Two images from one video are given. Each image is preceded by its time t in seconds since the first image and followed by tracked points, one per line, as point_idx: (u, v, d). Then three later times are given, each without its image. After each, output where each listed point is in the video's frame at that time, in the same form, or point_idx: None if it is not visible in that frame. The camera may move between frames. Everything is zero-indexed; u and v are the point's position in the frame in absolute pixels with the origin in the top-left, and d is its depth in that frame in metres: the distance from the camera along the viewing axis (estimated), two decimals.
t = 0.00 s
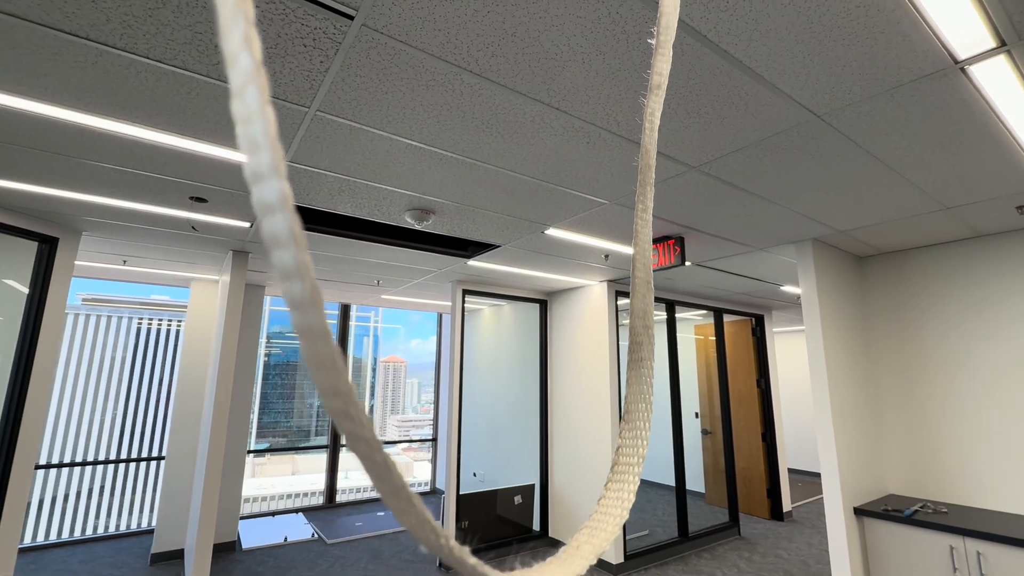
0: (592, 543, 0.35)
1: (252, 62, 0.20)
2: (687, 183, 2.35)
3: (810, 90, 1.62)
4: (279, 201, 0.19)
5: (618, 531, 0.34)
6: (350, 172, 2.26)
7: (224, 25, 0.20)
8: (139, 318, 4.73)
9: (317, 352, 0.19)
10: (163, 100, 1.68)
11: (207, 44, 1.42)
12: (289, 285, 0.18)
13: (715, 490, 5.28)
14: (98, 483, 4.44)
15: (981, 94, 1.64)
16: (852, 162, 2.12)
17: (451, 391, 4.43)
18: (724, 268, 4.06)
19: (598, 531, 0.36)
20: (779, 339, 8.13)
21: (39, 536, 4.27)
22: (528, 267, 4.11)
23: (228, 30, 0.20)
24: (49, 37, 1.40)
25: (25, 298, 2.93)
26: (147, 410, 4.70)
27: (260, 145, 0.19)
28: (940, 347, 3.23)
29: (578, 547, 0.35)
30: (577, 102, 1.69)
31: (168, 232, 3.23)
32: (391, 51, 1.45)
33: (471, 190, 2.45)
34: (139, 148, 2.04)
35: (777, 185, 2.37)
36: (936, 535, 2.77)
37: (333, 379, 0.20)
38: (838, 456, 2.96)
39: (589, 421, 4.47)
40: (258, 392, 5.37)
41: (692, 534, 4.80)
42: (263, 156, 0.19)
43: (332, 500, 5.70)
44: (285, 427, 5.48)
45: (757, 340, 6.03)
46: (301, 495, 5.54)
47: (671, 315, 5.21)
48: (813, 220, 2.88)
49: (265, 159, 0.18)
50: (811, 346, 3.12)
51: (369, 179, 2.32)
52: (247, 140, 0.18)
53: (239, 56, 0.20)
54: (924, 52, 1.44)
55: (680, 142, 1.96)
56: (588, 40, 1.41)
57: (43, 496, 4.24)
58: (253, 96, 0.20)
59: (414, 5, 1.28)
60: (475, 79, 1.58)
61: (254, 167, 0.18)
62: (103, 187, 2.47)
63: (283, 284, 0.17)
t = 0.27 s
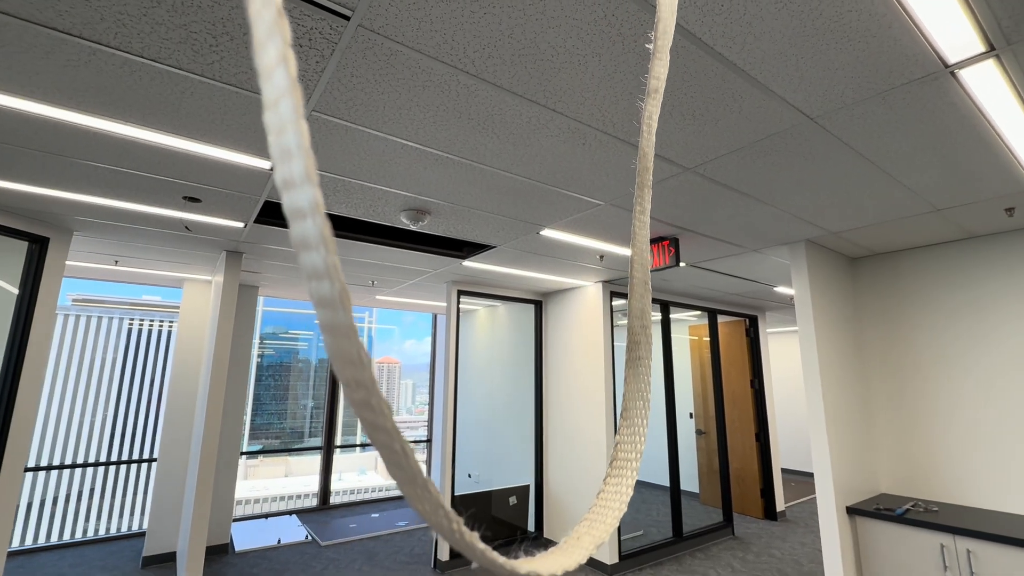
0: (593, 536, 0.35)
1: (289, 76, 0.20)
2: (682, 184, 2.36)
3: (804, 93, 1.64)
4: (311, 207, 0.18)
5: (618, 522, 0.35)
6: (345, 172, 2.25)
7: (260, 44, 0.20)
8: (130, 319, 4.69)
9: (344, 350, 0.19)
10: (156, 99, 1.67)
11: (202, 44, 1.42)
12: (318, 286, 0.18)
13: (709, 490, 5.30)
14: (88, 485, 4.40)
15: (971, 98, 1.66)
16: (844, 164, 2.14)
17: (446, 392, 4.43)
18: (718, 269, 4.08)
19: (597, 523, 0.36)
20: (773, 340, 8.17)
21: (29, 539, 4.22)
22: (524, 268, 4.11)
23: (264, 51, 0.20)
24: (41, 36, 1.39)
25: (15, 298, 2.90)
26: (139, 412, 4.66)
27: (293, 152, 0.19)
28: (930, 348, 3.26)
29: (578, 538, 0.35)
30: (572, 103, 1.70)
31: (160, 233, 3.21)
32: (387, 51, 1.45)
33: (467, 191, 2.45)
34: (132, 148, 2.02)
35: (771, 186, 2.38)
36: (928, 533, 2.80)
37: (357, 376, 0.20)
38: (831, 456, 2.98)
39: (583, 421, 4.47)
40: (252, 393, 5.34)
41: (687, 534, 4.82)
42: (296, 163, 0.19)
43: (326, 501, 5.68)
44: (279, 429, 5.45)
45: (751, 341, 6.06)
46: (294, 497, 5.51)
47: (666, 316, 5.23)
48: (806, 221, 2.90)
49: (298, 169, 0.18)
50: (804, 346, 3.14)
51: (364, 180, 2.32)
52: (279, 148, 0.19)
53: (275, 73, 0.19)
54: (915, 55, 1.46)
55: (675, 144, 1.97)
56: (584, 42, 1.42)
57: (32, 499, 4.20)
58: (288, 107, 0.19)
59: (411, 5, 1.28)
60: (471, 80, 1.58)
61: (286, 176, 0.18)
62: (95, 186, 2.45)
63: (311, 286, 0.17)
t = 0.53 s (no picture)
0: (592, 533, 0.36)
1: (307, 96, 0.20)
2: (677, 186, 2.37)
3: (797, 96, 1.65)
4: (328, 220, 0.19)
5: (617, 520, 0.35)
6: (341, 173, 2.25)
7: (280, 65, 0.20)
8: (123, 320, 4.66)
9: (358, 356, 0.20)
10: (151, 99, 1.67)
11: (198, 44, 1.41)
12: (333, 295, 0.19)
13: (704, 490, 5.32)
14: (81, 487, 4.37)
15: (962, 102, 1.68)
16: (837, 167, 2.16)
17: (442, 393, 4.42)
18: (712, 270, 4.10)
19: (596, 521, 0.37)
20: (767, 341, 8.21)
21: (19, 543, 4.18)
22: (519, 269, 4.12)
23: (283, 74, 0.20)
24: (35, 35, 1.38)
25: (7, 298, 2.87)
26: (132, 414, 4.63)
27: (310, 168, 0.19)
28: (923, 349, 3.29)
29: (578, 537, 0.35)
30: (568, 105, 1.70)
31: (154, 233, 3.19)
32: (384, 53, 1.45)
33: (462, 192, 2.46)
34: (127, 148, 2.01)
35: (765, 188, 2.40)
36: (920, 533, 2.82)
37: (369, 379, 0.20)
38: (824, 456, 3.00)
39: (579, 422, 4.48)
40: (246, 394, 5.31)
41: (682, 534, 4.83)
42: (313, 178, 0.19)
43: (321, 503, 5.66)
44: (273, 430, 5.43)
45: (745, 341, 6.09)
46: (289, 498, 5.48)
47: (661, 317, 5.25)
48: (799, 223, 2.92)
49: (314, 184, 0.19)
50: (798, 347, 3.16)
51: (360, 180, 2.31)
52: (297, 164, 0.19)
53: (295, 95, 0.20)
54: (907, 60, 1.48)
55: (670, 146, 1.98)
56: (580, 45, 1.43)
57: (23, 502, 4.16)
58: (307, 123, 0.20)
59: (408, 8, 1.28)
60: (467, 83, 1.59)
61: (304, 192, 0.18)
62: (88, 187, 2.43)
63: (327, 294, 0.18)
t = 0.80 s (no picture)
0: (582, 532, 0.36)
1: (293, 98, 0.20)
2: (673, 186, 2.38)
3: (792, 97, 1.66)
4: (314, 220, 0.19)
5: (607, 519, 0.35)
6: (337, 173, 2.24)
7: (266, 68, 0.20)
8: (117, 320, 4.63)
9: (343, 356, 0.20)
10: (145, 98, 1.66)
11: (193, 43, 1.41)
12: (319, 294, 0.19)
13: (700, 490, 5.33)
14: (74, 488, 4.34)
15: (955, 103, 1.69)
16: (832, 167, 2.17)
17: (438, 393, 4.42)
18: (708, 270, 4.11)
19: (586, 521, 0.37)
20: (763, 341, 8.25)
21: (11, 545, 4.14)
22: (516, 269, 4.12)
23: (270, 76, 0.20)
24: (29, 34, 1.37)
25: None
26: (126, 415, 4.60)
27: (296, 169, 0.19)
28: (917, 349, 3.31)
29: (568, 535, 0.35)
30: (564, 105, 1.71)
31: (148, 233, 3.17)
32: (380, 53, 1.45)
33: (458, 192, 2.46)
34: (120, 148, 2.00)
35: (761, 189, 2.41)
36: (914, 532, 2.84)
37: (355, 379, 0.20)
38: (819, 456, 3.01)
39: (575, 422, 4.49)
40: (241, 395, 5.29)
41: (678, 534, 4.84)
42: (299, 178, 0.19)
43: (317, 504, 5.64)
44: (268, 431, 5.41)
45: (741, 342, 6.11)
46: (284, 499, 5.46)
47: (657, 317, 5.26)
48: (794, 223, 2.94)
49: (301, 185, 0.19)
50: (793, 347, 3.18)
51: (356, 180, 2.31)
52: (284, 164, 0.19)
53: (280, 95, 0.20)
54: (900, 61, 1.49)
55: (666, 146, 1.99)
56: (576, 45, 1.43)
57: (16, 503, 4.13)
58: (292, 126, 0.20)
59: (404, 7, 1.28)
60: (464, 83, 1.59)
61: (290, 192, 0.18)
62: (82, 186, 2.41)
63: (314, 294, 0.18)
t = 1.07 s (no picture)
0: (574, 534, 0.36)
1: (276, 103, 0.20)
2: (671, 187, 2.38)
3: (790, 99, 1.66)
4: (299, 225, 0.19)
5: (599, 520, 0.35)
6: (335, 173, 2.24)
7: (250, 74, 0.21)
8: (113, 320, 4.62)
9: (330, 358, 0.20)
10: (141, 98, 1.65)
11: (190, 43, 1.41)
12: (303, 297, 0.19)
13: (697, 491, 5.34)
14: (70, 490, 4.32)
15: (951, 105, 1.70)
16: (828, 169, 2.18)
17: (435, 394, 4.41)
18: (706, 271, 4.12)
19: (580, 522, 0.37)
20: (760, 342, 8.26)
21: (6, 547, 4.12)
22: (513, 270, 4.11)
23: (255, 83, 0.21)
24: (24, 33, 1.37)
25: None
26: (122, 416, 4.58)
27: (280, 173, 0.19)
28: (913, 350, 3.32)
29: (560, 537, 0.35)
30: (562, 106, 1.71)
31: (145, 233, 3.16)
32: (377, 53, 1.45)
33: (456, 193, 2.45)
34: (117, 148, 1.99)
35: (759, 190, 2.41)
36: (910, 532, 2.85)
37: (341, 381, 0.20)
38: (816, 456, 3.02)
39: (573, 423, 4.49)
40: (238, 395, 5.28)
41: (676, 534, 4.84)
42: (283, 183, 0.19)
43: (314, 505, 5.63)
44: (265, 432, 5.40)
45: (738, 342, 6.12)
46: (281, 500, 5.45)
47: (654, 317, 5.27)
48: (791, 224, 2.95)
49: (285, 190, 0.19)
50: (790, 348, 3.18)
51: (353, 180, 2.30)
52: (268, 170, 0.19)
53: (265, 101, 0.20)
54: (897, 63, 1.49)
55: (664, 147, 1.99)
56: (573, 46, 1.43)
57: (10, 505, 4.11)
58: (275, 134, 0.20)
59: (401, 8, 1.28)
60: (462, 84, 1.59)
61: (274, 197, 0.19)
62: (78, 186, 2.41)
63: (297, 295, 0.18)
